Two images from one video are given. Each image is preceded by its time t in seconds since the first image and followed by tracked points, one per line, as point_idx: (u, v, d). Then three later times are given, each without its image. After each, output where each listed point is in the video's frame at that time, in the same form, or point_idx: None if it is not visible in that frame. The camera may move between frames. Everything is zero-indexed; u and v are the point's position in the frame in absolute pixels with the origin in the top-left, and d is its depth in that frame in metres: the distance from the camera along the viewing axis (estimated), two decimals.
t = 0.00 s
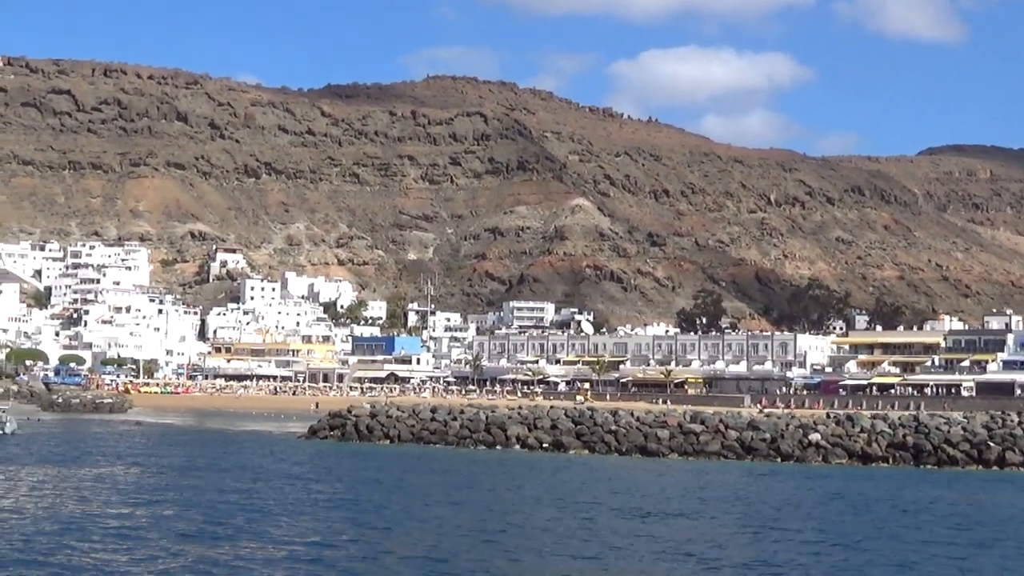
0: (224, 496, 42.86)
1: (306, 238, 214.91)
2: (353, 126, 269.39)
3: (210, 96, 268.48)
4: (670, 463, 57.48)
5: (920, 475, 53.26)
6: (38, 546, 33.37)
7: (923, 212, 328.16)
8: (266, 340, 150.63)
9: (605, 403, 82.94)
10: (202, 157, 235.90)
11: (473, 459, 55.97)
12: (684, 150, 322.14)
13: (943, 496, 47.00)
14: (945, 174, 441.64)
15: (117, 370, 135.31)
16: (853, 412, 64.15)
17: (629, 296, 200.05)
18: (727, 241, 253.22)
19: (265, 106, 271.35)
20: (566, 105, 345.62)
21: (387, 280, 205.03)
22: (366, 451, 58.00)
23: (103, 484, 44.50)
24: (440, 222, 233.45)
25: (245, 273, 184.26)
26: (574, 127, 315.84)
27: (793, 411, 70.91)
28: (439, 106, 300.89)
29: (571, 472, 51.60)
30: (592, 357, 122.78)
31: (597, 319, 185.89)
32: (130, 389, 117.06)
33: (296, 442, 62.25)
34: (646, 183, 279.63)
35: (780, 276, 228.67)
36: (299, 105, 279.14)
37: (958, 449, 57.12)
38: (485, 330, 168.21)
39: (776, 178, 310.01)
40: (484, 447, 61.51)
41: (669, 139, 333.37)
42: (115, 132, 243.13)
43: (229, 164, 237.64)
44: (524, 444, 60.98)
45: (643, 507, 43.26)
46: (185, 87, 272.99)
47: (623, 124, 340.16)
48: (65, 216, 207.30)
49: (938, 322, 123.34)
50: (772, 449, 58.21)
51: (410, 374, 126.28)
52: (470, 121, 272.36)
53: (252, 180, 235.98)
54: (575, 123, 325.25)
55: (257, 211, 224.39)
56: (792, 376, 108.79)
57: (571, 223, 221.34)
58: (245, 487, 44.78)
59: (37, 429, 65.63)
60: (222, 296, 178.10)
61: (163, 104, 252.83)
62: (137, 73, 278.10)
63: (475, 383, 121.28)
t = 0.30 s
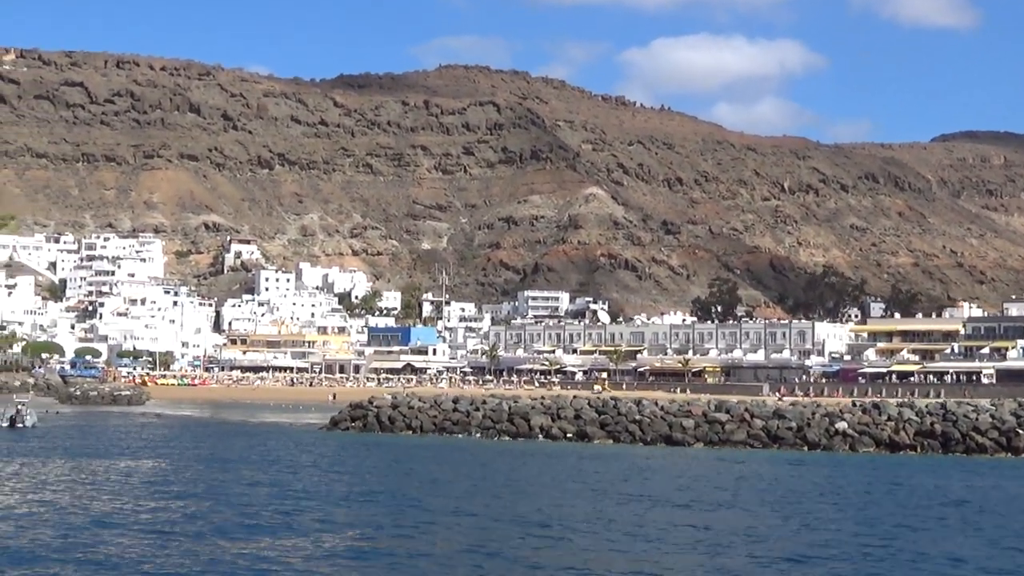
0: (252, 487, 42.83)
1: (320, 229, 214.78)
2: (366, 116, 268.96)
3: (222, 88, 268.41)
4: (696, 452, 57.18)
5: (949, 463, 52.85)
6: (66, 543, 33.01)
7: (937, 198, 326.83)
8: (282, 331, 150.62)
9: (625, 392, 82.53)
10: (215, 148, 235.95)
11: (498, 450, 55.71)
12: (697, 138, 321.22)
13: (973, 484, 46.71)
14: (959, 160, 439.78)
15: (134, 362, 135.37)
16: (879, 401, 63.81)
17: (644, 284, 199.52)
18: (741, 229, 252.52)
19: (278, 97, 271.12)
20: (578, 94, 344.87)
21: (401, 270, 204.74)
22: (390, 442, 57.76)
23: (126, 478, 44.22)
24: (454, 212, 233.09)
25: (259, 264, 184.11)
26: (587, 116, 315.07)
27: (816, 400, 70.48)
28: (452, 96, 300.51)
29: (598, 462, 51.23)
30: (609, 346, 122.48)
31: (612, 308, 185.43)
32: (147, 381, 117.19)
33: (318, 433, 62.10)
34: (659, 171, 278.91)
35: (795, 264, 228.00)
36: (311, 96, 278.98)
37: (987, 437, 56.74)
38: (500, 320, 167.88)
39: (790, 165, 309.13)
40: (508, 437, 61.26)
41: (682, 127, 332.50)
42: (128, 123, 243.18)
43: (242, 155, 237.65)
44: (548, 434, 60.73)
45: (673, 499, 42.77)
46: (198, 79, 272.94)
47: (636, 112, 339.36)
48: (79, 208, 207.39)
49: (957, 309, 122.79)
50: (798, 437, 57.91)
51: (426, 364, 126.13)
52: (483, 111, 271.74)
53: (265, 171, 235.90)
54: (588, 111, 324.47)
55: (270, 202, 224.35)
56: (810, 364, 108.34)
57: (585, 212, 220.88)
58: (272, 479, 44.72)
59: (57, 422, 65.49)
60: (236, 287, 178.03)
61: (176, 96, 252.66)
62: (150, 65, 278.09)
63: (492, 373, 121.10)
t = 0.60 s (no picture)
0: (281, 486, 42.64)
1: (334, 227, 214.54)
2: (379, 114, 268.62)
3: (236, 86, 268.39)
4: (722, 450, 56.82)
5: (979, 461, 52.43)
6: (92, 544, 32.79)
7: (951, 195, 325.48)
8: (297, 329, 150.39)
9: (644, 391, 82.02)
10: (229, 147, 236.00)
11: (521, 448, 55.34)
12: (711, 135, 320.33)
13: (1007, 483, 46.28)
14: (973, 156, 438.00)
15: (149, 361, 135.28)
16: (905, 398, 63.37)
17: (658, 282, 198.91)
18: (755, 225, 251.71)
19: (291, 95, 270.89)
20: (592, 91, 344.17)
21: (416, 268, 204.38)
22: (413, 441, 57.43)
23: (147, 477, 44.08)
24: (468, 210, 232.76)
25: (273, 262, 183.77)
26: (600, 113, 314.39)
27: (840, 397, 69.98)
28: (465, 93, 300.12)
29: (625, 461, 50.88)
30: (626, 344, 122.01)
31: (627, 306, 184.88)
32: (164, 381, 117.09)
33: (339, 433, 61.78)
34: (673, 168, 278.23)
35: (810, 261, 227.18)
36: (324, 94, 278.84)
37: (1016, 435, 56.31)
38: (515, 318, 167.35)
39: (804, 162, 308.22)
40: (531, 435, 60.89)
41: (696, 124, 331.71)
42: (142, 122, 243.25)
43: (256, 153, 237.63)
44: (572, 432, 60.35)
45: (704, 497, 42.40)
46: (212, 77, 273.00)
47: (649, 109, 338.65)
48: (93, 207, 207.53)
49: (976, 305, 122.22)
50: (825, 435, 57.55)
51: (442, 362, 125.74)
52: (497, 108, 271.24)
53: (279, 169, 235.79)
54: (602, 109, 323.77)
55: (284, 200, 224.29)
56: (828, 361, 107.73)
57: (599, 209, 220.45)
58: (300, 478, 44.51)
59: (77, 422, 65.18)
60: (251, 285, 177.74)
61: (189, 94, 252.70)
62: (163, 63, 278.15)
63: (508, 371, 120.67)
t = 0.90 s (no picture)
0: (307, 484, 42.48)
1: (345, 225, 214.26)
2: (389, 111, 268.30)
3: (246, 84, 268.23)
4: (744, 448, 56.46)
5: (1005, 459, 52.05)
6: (122, 543, 32.61)
7: (962, 191, 324.46)
8: (308, 327, 150.15)
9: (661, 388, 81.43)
10: (239, 144, 235.89)
11: (541, 447, 55.02)
12: (721, 131, 319.61)
13: None
14: (983, 153, 436.65)
15: (161, 359, 135.13)
16: (926, 396, 63.07)
17: (669, 279, 198.44)
18: (766, 223, 251.07)
19: (301, 93, 270.65)
20: (602, 88, 343.59)
21: (427, 265, 204.15)
22: (432, 440, 57.14)
23: (166, 477, 43.70)
24: (478, 207, 232.42)
25: (284, 260, 183.48)
26: (610, 111, 313.82)
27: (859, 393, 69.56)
28: (475, 90, 299.69)
29: (652, 459, 50.40)
30: (639, 342, 121.53)
31: (638, 303, 184.35)
32: (176, 378, 116.90)
33: (357, 431, 61.54)
34: (683, 165, 277.57)
35: (821, 258, 226.53)
36: (334, 91, 278.50)
37: None
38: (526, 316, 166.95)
39: (814, 159, 307.51)
40: (551, 434, 60.50)
41: (706, 121, 330.84)
42: (152, 120, 243.21)
43: (266, 151, 237.55)
44: (592, 431, 60.00)
45: (737, 496, 41.87)
46: (221, 75, 272.92)
47: (659, 106, 337.93)
48: (104, 205, 207.45)
49: (991, 302, 121.74)
50: (848, 433, 57.25)
51: (455, 360, 125.39)
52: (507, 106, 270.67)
53: (289, 166, 235.65)
54: (612, 106, 323.17)
55: (295, 198, 224.20)
56: (843, 358, 107.23)
57: (610, 206, 219.99)
58: (325, 476, 44.27)
59: (92, 420, 64.90)
60: (262, 283, 177.45)
61: (199, 92, 252.56)
62: (173, 61, 278.01)
63: (521, 369, 120.29)
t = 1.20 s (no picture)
0: (333, 484, 42.19)
1: (358, 224, 213.97)
2: (402, 110, 267.99)
3: (259, 82, 268.15)
4: (768, 448, 56.06)
5: None
6: (151, 543, 32.39)
7: (976, 191, 323.17)
8: (322, 325, 149.87)
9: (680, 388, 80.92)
10: (252, 143, 235.81)
11: (564, 447, 54.60)
12: (734, 131, 318.68)
13: None
14: (997, 152, 434.85)
15: (175, 357, 135.03)
16: (951, 397, 62.60)
17: (683, 279, 197.83)
18: (779, 222, 250.33)
19: (313, 91, 270.40)
20: (614, 87, 342.92)
21: (439, 264, 203.91)
22: (453, 440, 56.77)
23: (187, 476, 43.45)
24: (491, 206, 232.11)
25: (298, 258, 183.21)
26: (623, 109, 313.22)
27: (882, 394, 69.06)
28: (488, 89, 299.33)
29: (678, 460, 49.91)
30: (655, 341, 120.96)
31: (652, 303, 183.75)
32: (190, 377, 116.72)
33: (376, 430, 61.27)
34: (696, 164, 276.77)
35: (835, 257, 225.59)
36: (347, 90, 278.08)
37: None
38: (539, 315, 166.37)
39: (828, 158, 306.61)
40: (572, 434, 60.12)
41: (719, 120, 329.99)
42: (165, 119, 243.27)
43: (279, 149, 237.45)
44: (614, 431, 59.57)
45: (770, 497, 41.47)
46: (234, 73, 272.87)
47: (671, 105, 337.13)
48: (117, 204, 207.57)
49: (1010, 301, 121.05)
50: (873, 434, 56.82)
51: (469, 359, 125.03)
52: (520, 105, 270.01)
53: (302, 165, 235.54)
54: (624, 104, 322.54)
55: (308, 197, 224.15)
56: (860, 357, 106.55)
57: (623, 206, 219.35)
58: (351, 476, 43.96)
59: (108, 419, 64.65)
60: (275, 282, 177.21)
61: (212, 91, 252.54)
62: (186, 59, 277.96)
63: (536, 368, 119.89)
